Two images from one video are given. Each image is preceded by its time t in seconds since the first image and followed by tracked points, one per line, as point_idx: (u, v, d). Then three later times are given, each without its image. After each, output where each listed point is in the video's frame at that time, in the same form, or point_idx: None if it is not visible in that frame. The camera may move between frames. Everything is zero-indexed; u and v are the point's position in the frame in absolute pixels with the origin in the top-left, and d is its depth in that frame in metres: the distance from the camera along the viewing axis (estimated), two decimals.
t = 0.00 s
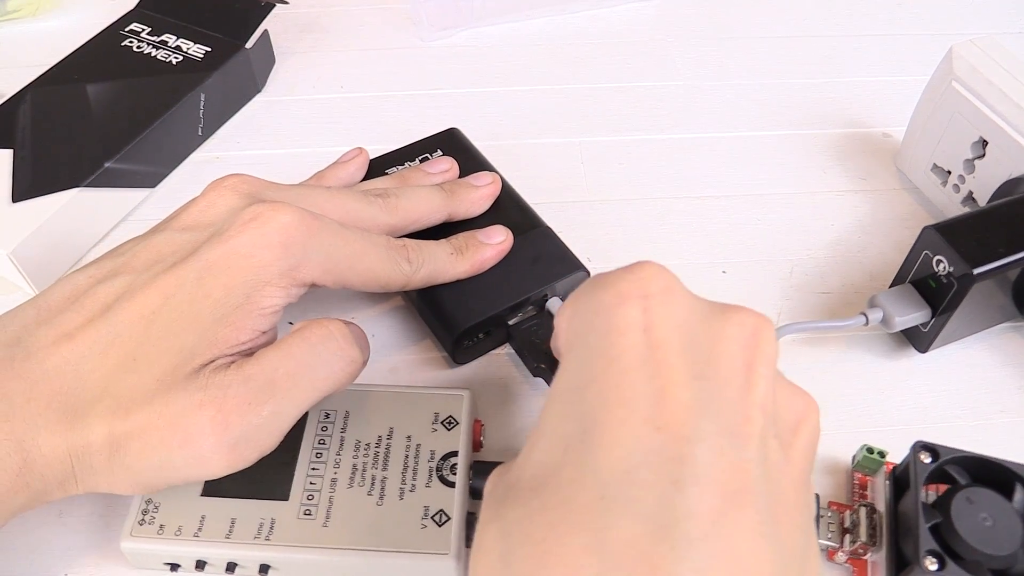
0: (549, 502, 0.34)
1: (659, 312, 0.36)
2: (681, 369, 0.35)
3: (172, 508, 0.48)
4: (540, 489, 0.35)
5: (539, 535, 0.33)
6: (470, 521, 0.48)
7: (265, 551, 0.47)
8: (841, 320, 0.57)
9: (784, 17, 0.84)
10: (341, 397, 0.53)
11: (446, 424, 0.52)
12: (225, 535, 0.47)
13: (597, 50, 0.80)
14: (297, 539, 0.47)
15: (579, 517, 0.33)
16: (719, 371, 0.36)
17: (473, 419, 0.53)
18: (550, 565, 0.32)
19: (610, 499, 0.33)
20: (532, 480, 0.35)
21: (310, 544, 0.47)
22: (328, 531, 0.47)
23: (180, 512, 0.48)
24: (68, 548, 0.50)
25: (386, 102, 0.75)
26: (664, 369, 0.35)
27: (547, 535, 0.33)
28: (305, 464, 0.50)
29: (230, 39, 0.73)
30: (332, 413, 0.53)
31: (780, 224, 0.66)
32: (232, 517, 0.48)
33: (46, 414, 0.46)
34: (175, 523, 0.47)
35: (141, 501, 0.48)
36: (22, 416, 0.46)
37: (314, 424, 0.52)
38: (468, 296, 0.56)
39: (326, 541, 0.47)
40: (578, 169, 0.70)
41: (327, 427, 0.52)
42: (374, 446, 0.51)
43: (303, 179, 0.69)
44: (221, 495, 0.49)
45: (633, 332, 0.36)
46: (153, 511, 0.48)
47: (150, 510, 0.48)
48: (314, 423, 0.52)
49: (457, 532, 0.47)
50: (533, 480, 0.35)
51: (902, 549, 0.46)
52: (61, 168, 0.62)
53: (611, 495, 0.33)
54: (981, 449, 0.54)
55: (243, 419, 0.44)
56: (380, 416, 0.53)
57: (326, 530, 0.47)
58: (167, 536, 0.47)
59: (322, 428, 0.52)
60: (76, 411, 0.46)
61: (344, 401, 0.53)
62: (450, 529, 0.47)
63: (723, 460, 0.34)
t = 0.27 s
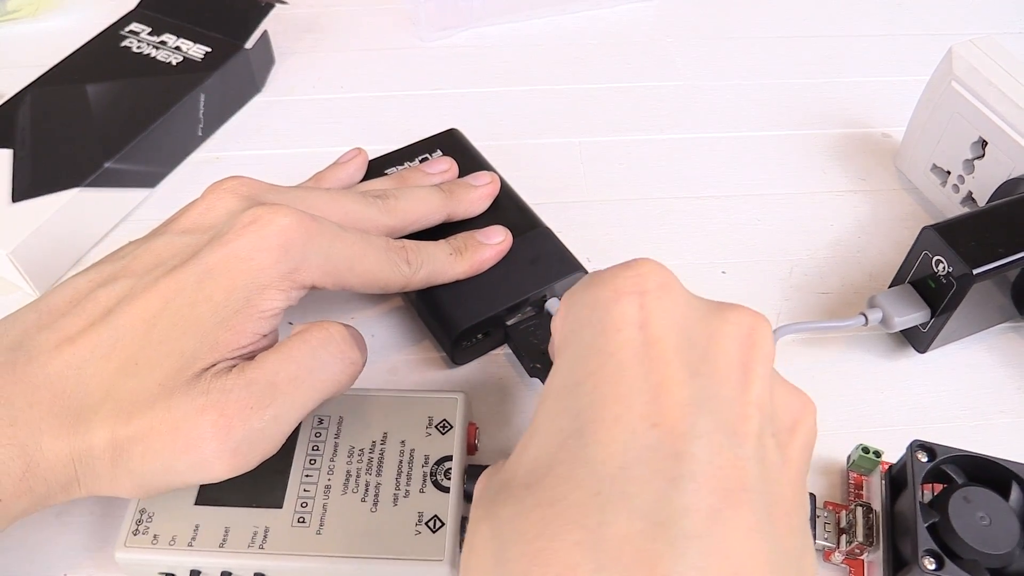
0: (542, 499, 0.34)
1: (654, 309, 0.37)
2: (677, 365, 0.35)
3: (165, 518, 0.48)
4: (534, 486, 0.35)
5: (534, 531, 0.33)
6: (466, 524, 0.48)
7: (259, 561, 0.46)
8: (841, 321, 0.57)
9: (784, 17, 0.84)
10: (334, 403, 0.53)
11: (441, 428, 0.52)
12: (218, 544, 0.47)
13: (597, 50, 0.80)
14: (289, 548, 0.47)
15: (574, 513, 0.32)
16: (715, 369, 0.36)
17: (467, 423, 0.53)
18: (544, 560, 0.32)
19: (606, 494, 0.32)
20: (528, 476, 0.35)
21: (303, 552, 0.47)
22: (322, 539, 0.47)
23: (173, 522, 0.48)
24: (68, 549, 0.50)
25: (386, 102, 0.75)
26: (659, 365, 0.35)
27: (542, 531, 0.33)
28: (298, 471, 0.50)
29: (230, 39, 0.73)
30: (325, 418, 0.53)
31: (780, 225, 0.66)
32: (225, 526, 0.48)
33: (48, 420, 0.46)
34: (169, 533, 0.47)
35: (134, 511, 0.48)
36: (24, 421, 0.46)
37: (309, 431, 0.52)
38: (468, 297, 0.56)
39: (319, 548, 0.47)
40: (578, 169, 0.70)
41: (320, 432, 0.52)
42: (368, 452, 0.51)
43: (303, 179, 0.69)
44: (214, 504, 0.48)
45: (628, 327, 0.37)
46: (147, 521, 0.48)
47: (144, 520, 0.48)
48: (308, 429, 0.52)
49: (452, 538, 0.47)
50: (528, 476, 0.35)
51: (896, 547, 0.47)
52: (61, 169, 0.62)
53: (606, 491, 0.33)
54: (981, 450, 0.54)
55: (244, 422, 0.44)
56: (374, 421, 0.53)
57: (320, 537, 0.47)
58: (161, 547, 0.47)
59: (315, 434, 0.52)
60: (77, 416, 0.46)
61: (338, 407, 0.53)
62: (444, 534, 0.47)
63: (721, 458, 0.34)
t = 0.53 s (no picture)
0: (563, 510, 0.34)
1: (679, 319, 0.37)
2: (701, 377, 0.35)
3: (175, 526, 0.48)
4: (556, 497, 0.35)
5: (557, 542, 0.33)
6: (480, 531, 0.48)
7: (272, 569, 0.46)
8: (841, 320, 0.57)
9: (783, 17, 0.84)
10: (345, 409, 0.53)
11: (453, 433, 0.52)
12: (231, 553, 0.47)
13: (597, 50, 0.80)
14: (304, 556, 0.47)
15: (597, 525, 0.33)
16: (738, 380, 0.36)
17: (478, 428, 0.53)
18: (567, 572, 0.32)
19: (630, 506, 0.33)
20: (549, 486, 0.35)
21: (318, 561, 0.47)
22: (336, 546, 0.47)
23: (185, 531, 0.48)
24: (68, 548, 0.50)
25: (386, 102, 0.75)
26: (684, 376, 0.35)
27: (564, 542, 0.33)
28: (311, 477, 0.50)
29: (230, 39, 0.73)
30: (336, 425, 0.52)
31: (780, 224, 0.66)
32: (238, 534, 0.48)
33: (46, 416, 0.46)
34: (180, 542, 0.47)
35: (145, 519, 0.48)
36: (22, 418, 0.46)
37: (319, 437, 0.52)
38: (468, 296, 0.56)
39: (334, 556, 0.47)
40: (578, 169, 0.70)
41: (332, 439, 0.52)
42: (381, 458, 0.51)
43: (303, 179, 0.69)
44: (226, 512, 0.48)
45: (653, 338, 0.36)
46: (157, 530, 0.48)
47: (154, 529, 0.48)
48: (319, 435, 0.52)
49: (467, 544, 0.47)
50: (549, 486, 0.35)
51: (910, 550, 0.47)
52: (61, 168, 0.62)
53: (631, 503, 0.33)
54: (981, 449, 0.54)
55: (242, 417, 0.44)
56: (386, 427, 0.52)
57: (334, 546, 0.47)
58: (172, 555, 0.47)
59: (327, 440, 0.52)
60: (75, 413, 0.46)
61: (348, 413, 0.53)
62: (459, 541, 0.47)
63: (743, 470, 0.34)
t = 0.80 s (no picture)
0: (541, 519, 0.33)
1: (662, 331, 0.36)
2: (683, 390, 0.35)
3: (162, 534, 0.48)
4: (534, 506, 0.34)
5: (534, 552, 0.32)
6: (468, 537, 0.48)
7: None
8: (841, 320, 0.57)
9: (784, 17, 0.84)
10: (333, 416, 0.53)
11: (441, 439, 0.52)
12: (218, 560, 0.47)
13: (597, 50, 0.80)
14: (290, 563, 0.47)
15: (574, 534, 0.32)
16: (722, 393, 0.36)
17: (467, 434, 0.53)
18: None
19: (610, 516, 0.32)
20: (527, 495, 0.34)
21: (305, 568, 0.47)
22: (323, 553, 0.47)
23: (171, 538, 0.48)
24: (67, 549, 0.50)
25: (387, 102, 0.75)
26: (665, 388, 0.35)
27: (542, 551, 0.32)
28: (298, 485, 0.50)
29: (230, 39, 0.73)
30: (324, 432, 0.52)
31: (780, 224, 0.66)
32: (225, 542, 0.47)
33: (45, 416, 0.46)
34: (167, 550, 0.47)
35: (132, 528, 0.48)
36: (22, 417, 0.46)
37: (307, 443, 0.52)
38: (468, 297, 0.56)
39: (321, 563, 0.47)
40: (579, 169, 0.70)
41: (319, 446, 0.52)
42: (369, 464, 0.51)
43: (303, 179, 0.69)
44: (213, 520, 0.48)
45: (636, 349, 0.36)
46: (144, 538, 0.48)
47: (140, 537, 0.48)
48: (306, 442, 0.52)
49: (455, 550, 0.47)
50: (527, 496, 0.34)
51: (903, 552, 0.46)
52: (60, 168, 0.62)
53: (611, 513, 0.32)
54: (981, 449, 0.54)
55: (241, 415, 0.44)
56: (373, 434, 0.52)
57: (321, 553, 0.47)
58: (159, 563, 0.47)
59: (314, 447, 0.52)
60: (75, 412, 0.46)
61: (336, 419, 0.53)
62: (448, 547, 0.47)
63: (726, 482, 0.33)
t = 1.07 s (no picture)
0: (559, 522, 0.34)
1: (679, 334, 0.37)
2: (700, 393, 0.35)
3: (172, 541, 0.48)
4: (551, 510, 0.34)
5: (552, 557, 0.33)
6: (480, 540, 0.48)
7: None
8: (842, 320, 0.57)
9: (783, 17, 0.84)
10: (343, 419, 0.53)
11: (451, 442, 0.52)
12: (230, 566, 0.47)
13: (597, 50, 0.80)
14: (303, 569, 0.47)
15: (591, 540, 0.32)
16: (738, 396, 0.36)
17: (478, 436, 0.53)
18: None
19: (624, 521, 0.33)
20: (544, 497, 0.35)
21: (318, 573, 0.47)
22: (336, 558, 0.47)
23: (181, 545, 0.48)
24: (67, 549, 0.50)
25: (386, 102, 0.75)
26: (682, 392, 0.35)
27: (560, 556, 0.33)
28: (309, 489, 0.50)
29: (230, 38, 0.73)
30: (334, 434, 0.52)
31: (780, 224, 0.66)
32: (235, 548, 0.47)
33: (44, 412, 0.46)
34: (178, 557, 0.47)
35: (143, 535, 0.48)
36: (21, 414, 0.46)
37: (317, 447, 0.52)
38: (468, 296, 0.56)
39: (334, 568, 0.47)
40: (578, 169, 0.70)
41: (330, 449, 0.52)
42: (379, 468, 0.51)
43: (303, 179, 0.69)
44: (225, 526, 0.48)
45: (653, 351, 0.36)
46: (155, 545, 0.48)
47: (151, 543, 0.48)
48: (316, 445, 0.52)
49: (467, 554, 0.47)
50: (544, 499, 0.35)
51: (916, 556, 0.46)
52: (60, 167, 0.62)
53: (627, 518, 0.33)
54: (982, 449, 0.54)
55: (238, 412, 0.44)
56: (384, 437, 0.52)
57: (334, 558, 0.47)
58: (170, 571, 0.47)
59: (325, 451, 0.52)
60: (74, 409, 0.46)
61: (346, 423, 0.53)
62: (460, 551, 0.47)
63: (741, 487, 0.34)
